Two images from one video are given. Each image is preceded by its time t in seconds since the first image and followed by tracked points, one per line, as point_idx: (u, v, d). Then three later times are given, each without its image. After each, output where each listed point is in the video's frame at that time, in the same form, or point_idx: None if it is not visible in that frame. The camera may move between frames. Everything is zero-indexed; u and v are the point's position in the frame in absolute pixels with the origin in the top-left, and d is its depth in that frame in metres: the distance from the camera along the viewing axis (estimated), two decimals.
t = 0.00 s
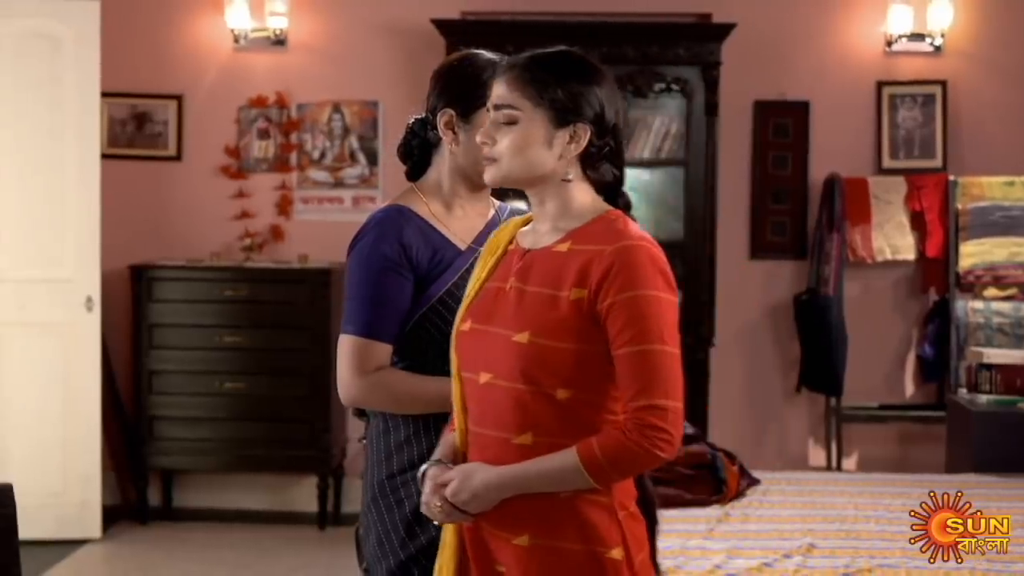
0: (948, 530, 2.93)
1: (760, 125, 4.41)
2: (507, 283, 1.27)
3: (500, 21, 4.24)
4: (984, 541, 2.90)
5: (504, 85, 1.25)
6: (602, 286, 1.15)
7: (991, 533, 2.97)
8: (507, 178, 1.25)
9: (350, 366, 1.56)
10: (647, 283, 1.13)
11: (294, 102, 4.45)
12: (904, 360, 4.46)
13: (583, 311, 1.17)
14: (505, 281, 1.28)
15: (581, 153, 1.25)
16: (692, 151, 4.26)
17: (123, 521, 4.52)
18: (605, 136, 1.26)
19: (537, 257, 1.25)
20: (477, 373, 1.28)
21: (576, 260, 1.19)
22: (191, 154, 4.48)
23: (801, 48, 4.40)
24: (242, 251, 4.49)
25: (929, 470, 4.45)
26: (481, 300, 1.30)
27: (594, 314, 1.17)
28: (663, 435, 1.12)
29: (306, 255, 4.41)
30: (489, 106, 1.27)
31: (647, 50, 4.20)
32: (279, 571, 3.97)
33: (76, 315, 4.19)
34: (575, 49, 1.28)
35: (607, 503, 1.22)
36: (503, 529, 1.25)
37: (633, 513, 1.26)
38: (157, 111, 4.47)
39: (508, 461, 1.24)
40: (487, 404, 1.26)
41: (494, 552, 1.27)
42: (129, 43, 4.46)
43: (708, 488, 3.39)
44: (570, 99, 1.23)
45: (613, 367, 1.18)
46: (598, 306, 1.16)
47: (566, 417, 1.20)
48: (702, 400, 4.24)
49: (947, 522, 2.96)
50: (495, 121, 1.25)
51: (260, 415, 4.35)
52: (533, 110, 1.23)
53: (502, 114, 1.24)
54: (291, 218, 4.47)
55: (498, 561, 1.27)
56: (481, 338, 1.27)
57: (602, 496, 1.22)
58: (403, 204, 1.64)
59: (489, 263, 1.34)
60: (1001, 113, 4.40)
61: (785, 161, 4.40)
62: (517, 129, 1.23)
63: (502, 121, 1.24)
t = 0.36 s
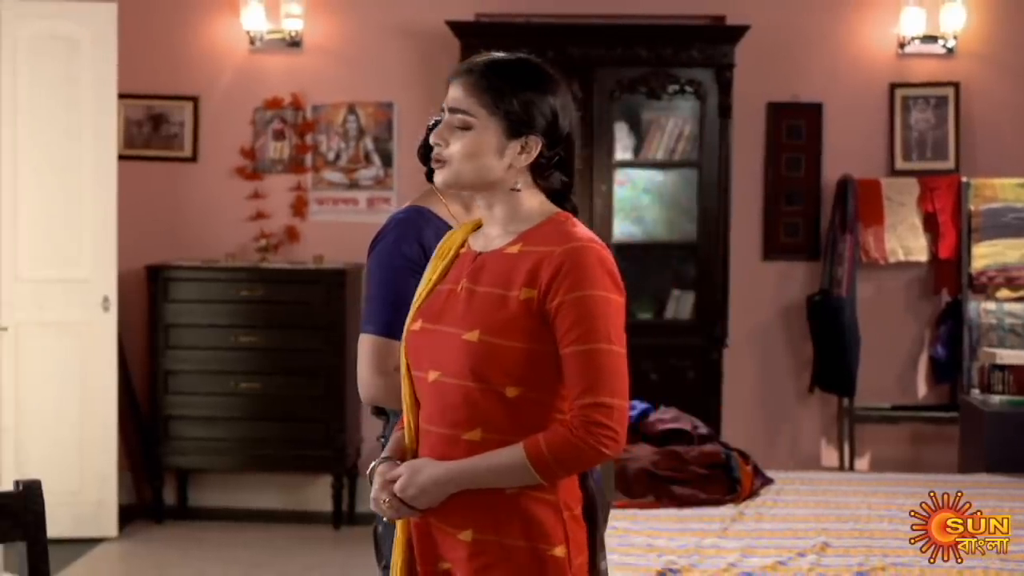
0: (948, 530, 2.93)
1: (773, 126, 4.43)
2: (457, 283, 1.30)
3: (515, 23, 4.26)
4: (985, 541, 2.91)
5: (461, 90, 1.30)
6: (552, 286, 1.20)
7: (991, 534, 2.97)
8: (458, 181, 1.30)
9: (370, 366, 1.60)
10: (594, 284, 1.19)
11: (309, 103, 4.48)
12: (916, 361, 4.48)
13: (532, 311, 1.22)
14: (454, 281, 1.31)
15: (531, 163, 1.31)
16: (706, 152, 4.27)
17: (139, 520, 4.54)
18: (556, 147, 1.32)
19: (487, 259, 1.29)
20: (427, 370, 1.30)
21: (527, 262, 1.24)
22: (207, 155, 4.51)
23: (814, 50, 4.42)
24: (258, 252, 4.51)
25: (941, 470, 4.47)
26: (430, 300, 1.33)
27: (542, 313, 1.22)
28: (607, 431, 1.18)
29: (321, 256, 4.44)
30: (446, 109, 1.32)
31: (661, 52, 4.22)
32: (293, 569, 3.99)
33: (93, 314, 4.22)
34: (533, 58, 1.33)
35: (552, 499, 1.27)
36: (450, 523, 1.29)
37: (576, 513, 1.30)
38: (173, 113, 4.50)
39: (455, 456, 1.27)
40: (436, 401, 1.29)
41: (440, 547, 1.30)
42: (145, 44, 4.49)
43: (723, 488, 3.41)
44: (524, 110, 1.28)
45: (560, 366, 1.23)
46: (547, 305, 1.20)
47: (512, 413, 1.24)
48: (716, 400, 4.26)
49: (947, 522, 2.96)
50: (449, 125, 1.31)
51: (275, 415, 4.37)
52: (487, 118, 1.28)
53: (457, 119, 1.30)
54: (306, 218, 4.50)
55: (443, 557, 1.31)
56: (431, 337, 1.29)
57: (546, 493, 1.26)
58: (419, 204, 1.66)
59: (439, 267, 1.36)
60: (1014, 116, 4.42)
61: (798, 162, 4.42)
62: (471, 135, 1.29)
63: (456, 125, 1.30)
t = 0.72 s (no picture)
0: (948, 530, 2.93)
1: (786, 128, 4.45)
2: (434, 286, 1.30)
3: (528, 26, 4.28)
4: (984, 540, 2.92)
5: (437, 92, 1.28)
6: (526, 284, 1.20)
7: (991, 534, 2.98)
8: (434, 183, 1.28)
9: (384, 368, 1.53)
10: (567, 280, 1.19)
11: (323, 105, 4.51)
12: (928, 362, 4.49)
13: (507, 310, 1.22)
14: (431, 285, 1.30)
15: (508, 166, 1.29)
16: (718, 153, 4.29)
17: (154, 519, 4.58)
18: (532, 150, 1.31)
19: (464, 260, 1.28)
20: (407, 375, 1.30)
21: (500, 261, 1.24)
22: (221, 157, 4.54)
23: (826, 52, 4.44)
24: (273, 254, 4.54)
25: (953, 470, 4.49)
26: (407, 304, 1.32)
27: (518, 312, 1.22)
28: (588, 425, 1.19)
29: (336, 257, 4.46)
30: (422, 110, 1.30)
31: (674, 54, 4.24)
32: (306, 568, 4.02)
33: (109, 316, 4.23)
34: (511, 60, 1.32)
35: (539, 494, 1.26)
36: (438, 522, 1.28)
37: (563, 510, 1.29)
38: (188, 115, 4.53)
39: (440, 456, 1.27)
40: (417, 404, 1.29)
41: (427, 547, 1.29)
42: (160, 47, 4.52)
43: (736, 488, 3.42)
44: (502, 113, 1.27)
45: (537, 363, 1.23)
46: (521, 304, 1.21)
47: (492, 414, 1.24)
48: (728, 401, 4.28)
49: (947, 522, 2.96)
50: (425, 126, 1.28)
51: (288, 415, 4.40)
52: (465, 121, 1.27)
53: (435, 120, 1.28)
54: (321, 220, 4.52)
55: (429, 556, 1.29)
56: (410, 341, 1.29)
57: (532, 489, 1.26)
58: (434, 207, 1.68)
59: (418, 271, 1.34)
60: None
61: (810, 164, 4.44)
62: (449, 138, 1.27)
63: (434, 127, 1.28)
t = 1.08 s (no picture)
0: (947, 530, 2.94)
1: (796, 129, 4.47)
2: (396, 289, 1.30)
3: (540, 28, 4.30)
4: (983, 541, 2.93)
5: (411, 102, 1.26)
6: (482, 290, 1.20)
7: (990, 533, 2.99)
8: (403, 194, 1.28)
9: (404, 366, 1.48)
10: (524, 287, 1.19)
11: (336, 107, 4.53)
12: (938, 362, 4.51)
13: (464, 315, 1.21)
14: (396, 286, 1.30)
15: (478, 179, 1.28)
16: (729, 154, 4.31)
17: (167, 517, 4.61)
18: (504, 162, 1.29)
19: (426, 263, 1.28)
20: (370, 375, 1.29)
21: (460, 266, 1.23)
22: (234, 158, 4.57)
23: (836, 53, 4.46)
24: (285, 254, 4.57)
25: (963, 470, 4.51)
26: (372, 306, 1.32)
27: (474, 317, 1.21)
28: (537, 434, 1.18)
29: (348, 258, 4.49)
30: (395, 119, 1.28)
31: (685, 55, 4.26)
32: (316, 567, 4.04)
33: (124, 315, 4.25)
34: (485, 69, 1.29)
35: (486, 502, 1.24)
36: (388, 526, 1.28)
37: (516, 517, 1.26)
38: (201, 116, 4.55)
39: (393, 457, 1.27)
40: (377, 405, 1.28)
41: (379, 551, 1.29)
42: (174, 48, 4.54)
43: (747, 487, 3.44)
44: (473, 128, 1.25)
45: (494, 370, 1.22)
46: (477, 310, 1.20)
47: (451, 419, 1.24)
48: (739, 401, 4.30)
49: (947, 522, 2.97)
50: (397, 135, 1.27)
51: (299, 414, 4.42)
52: (435, 135, 1.25)
53: (406, 132, 1.26)
54: (333, 220, 4.55)
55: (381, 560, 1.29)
56: (373, 342, 1.28)
57: (479, 496, 1.24)
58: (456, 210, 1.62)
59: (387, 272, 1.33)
60: None
61: (820, 165, 4.45)
62: (419, 151, 1.26)
63: (404, 139, 1.26)
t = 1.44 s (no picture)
0: (947, 530, 2.96)
1: (806, 130, 4.49)
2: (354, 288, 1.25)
3: (551, 30, 4.32)
4: (984, 541, 2.93)
5: (378, 95, 1.22)
6: (437, 291, 1.15)
7: (990, 533, 2.99)
8: (365, 188, 1.22)
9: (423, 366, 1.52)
10: (482, 289, 1.14)
11: (347, 108, 4.55)
12: (947, 363, 4.53)
13: (419, 316, 1.16)
14: (358, 285, 1.25)
15: (443, 177, 1.23)
16: (739, 155, 4.33)
17: (179, 516, 4.63)
18: (471, 161, 1.24)
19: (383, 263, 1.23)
20: (325, 375, 1.25)
21: (417, 265, 1.18)
22: (246, 159, 4.59)
23: (846, 55, 4.47)
24: (297, 255, 4.59)
25: (972, 470, 4.53)
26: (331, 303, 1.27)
27: (429, 319, 1.16)
28: (484, 441, 1.13)
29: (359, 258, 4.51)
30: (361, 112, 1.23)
31: (695, 57, 4.28)
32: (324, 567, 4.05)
33: (136, 315, 4.28)
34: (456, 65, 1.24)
35: (434, 506, 1.19)
36: (337, 528, 1.23)
37: (465, 522, 1.21)
38: (213, 117, 4.58)
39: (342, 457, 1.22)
40: (331, 405, 1.23)
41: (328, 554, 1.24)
42: (187, 50, 4.57)
43: (758, 486, 3.45)
44: (439, 123, 1.20)
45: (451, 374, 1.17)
46: (432, 310, 1.15)
47: (403, 423, 1.19)
48: (749, 401, 4.31)
49: (947, 521, 2.99)
50: (363, 128, 1.22)
51: (310, 415, 4.44)
52: (400, 128, 1.20)
53: (371, 124, 1.21)
54: (344, 221, 4.57)
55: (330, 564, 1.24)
56: (328, 340, 1.24)
57: (427, 500, 1.19)
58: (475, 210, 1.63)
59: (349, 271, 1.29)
60: None
61: (830, 167, 4.47)
62: (383, 144, 1.21)
63: (369, 131, 1.21)
